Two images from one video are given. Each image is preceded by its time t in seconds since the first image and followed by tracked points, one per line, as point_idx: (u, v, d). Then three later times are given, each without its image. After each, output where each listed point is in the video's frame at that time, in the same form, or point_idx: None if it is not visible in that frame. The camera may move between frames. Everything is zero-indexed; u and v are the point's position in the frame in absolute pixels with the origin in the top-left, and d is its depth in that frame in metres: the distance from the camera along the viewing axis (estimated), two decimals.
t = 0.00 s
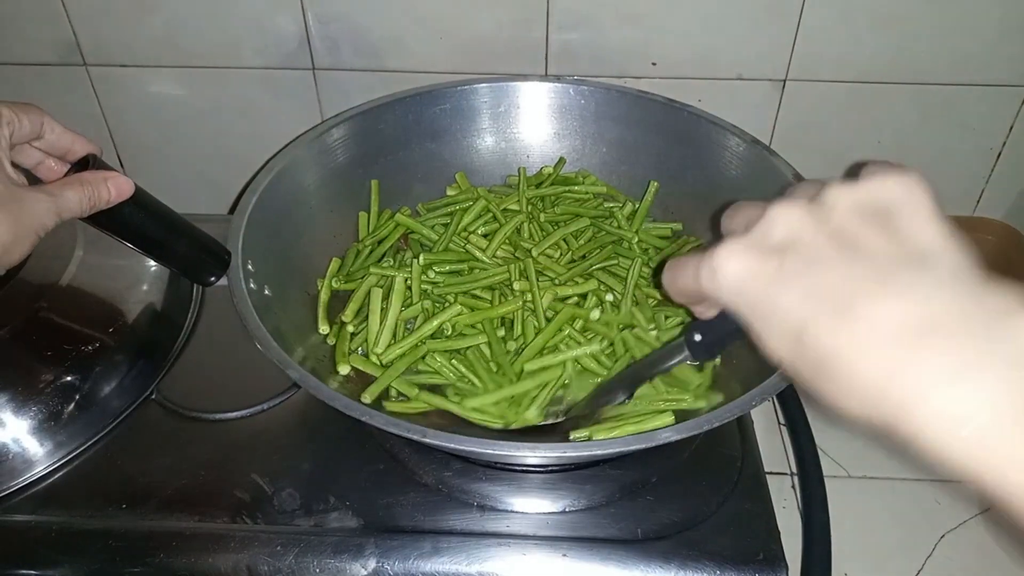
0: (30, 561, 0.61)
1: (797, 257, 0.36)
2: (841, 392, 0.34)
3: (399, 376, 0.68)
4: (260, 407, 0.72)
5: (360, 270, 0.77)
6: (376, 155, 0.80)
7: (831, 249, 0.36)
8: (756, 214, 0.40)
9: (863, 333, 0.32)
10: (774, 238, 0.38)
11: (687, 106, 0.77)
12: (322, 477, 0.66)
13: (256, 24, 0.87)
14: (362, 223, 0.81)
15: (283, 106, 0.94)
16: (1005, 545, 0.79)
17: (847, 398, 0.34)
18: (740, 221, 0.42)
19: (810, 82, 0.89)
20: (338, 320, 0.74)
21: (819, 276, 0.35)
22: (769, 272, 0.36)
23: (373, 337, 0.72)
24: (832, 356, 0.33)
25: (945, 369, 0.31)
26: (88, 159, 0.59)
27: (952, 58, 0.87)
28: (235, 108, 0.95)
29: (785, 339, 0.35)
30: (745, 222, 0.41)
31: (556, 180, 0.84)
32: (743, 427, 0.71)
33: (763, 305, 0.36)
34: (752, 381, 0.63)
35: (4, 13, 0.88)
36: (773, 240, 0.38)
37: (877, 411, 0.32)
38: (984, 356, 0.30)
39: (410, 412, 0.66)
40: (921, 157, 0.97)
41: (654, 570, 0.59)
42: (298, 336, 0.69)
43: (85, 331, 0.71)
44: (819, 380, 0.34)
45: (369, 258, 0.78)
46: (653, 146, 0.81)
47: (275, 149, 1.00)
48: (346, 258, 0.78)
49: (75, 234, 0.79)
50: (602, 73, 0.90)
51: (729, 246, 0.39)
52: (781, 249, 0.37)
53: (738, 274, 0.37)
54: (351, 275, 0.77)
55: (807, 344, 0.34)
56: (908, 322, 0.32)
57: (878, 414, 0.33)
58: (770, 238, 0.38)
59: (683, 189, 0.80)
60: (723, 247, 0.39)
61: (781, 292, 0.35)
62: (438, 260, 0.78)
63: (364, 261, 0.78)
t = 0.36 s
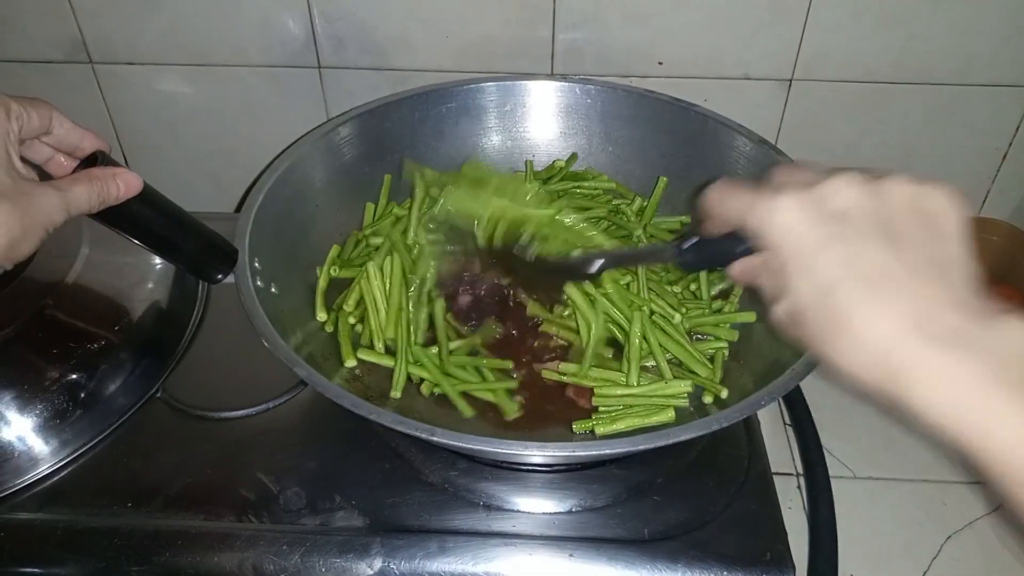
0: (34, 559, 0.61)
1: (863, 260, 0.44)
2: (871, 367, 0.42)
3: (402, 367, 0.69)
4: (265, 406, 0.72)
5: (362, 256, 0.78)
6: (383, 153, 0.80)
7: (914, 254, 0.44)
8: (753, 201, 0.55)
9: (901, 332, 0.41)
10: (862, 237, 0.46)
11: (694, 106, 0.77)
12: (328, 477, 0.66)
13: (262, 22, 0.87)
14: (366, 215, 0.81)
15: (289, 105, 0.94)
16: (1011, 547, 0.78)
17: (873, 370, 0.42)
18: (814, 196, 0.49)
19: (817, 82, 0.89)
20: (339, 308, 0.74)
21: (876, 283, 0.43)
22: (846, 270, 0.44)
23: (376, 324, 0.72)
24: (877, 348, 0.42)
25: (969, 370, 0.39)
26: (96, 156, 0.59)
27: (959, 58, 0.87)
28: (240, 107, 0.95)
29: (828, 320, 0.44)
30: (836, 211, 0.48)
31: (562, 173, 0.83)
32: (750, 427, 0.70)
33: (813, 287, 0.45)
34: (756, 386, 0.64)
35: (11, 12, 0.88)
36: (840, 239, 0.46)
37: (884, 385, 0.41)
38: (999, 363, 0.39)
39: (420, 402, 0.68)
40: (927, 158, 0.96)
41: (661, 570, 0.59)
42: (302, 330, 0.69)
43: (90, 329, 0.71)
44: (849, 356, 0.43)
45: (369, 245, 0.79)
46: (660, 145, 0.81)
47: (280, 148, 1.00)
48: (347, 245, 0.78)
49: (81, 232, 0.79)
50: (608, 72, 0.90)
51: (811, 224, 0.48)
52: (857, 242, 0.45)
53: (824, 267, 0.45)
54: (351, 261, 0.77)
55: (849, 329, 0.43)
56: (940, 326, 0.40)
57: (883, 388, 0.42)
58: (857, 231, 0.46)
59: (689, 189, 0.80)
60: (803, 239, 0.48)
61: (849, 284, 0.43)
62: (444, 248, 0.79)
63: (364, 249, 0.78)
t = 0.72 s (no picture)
0: (32, 558, 0.61)
1: None
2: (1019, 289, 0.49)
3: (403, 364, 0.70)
4: (263, 405, 0.72)
5: (361, 257, 0.78)
6: (381, 151, 0.80)
7: None
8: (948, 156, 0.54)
9: None
10: None
11: (692, 104, 0.77)
12: (326, 475, 0.66)
13: (261, 20, 0.87)
14: (364, 215, 0.80)
15: (287, 103, 0.94)
16: (1010, 544, 0.78)
17: None
18: None
19: (816, 80, 0.89)
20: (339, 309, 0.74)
21: None
22: None
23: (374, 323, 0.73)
24: None
25: None
26: (93, 154, 0.59)
27: (958, 56, 0.87)
28: (240, 104, 0.95)
29: None
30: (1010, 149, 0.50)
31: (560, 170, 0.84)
32: (748, 425, 0.70)
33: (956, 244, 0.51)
34: (755, 383, 0.64)
35: (8, 10, 0.88)
36: None
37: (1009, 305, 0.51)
38: None
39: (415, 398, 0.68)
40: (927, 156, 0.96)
41: (658, 568, 0.59)
42: (301, 330, 0.69)
43: (89, 328, 0.72)
44: None
45: (368, 246, 0.79)
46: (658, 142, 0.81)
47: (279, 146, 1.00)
48: (346, 245, 0.78)
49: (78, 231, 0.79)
50: (607, 69, 0.90)
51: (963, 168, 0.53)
52: None
53: None
54: (351, 262, 0.77)
55: None
56: None
57: None
58: None
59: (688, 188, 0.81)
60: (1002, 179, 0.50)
61: None
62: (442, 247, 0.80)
63: (363, 249, 0.78)
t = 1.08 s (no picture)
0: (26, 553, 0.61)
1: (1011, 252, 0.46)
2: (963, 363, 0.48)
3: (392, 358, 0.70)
4: (257, 400, 0.72)
5: (355, 253, 0.78)
6: (375, 147, 0.80)
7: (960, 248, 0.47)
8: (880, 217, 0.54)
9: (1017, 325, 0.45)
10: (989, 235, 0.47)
11: (686, 100, 0.78)
12: (320, 470, 0.66)
13: (254, 16, 0.87)
14: (359, 210, 0.80)
15: (281, 99, 0.94)
16: (1001, 539, 0.79)
17: (986, 356, 0.47)
18: (932, 202, 0.51)
19: (809, 76, 0.89)
20: (333, 305, 0.74)
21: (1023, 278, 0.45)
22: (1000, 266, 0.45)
23: (366, 320, 0.72)
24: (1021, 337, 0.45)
25: None
26: (85, 149, 0.59)
27: (950, 54, 0.87)
28: (233, 100, 0.94)
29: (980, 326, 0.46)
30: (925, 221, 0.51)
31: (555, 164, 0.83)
32: (741, 419, 0.71)
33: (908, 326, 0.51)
34: (748, 378, 0.64)
35: None
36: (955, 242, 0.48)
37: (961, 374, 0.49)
38: None
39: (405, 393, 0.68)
40: (920, 152, 0.97)
41: (652, 562, 0.59)
42: (295, 325, 0.69)
43: (81, 324, 0.71)
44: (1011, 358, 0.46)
45: (362, 242, 0.79)
46: (652, 140, 0.81)
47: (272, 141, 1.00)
48: (339, 241, 0.78)
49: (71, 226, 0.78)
50: (601, 65, 0.90)
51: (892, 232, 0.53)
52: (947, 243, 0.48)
53: (983, 271, 0.46)
54: (345, 258, 0.77)
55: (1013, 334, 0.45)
56: None
57: (977, 370, 0.48)
58: (1006, 228, 0.47)
59: (683, 183, 0.81)
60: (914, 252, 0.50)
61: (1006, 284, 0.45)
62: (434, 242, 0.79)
63: (357, 245, 0.78)
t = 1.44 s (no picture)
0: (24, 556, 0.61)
1: (942, 259, 0.48)
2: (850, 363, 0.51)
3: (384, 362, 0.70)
4: (255, 403, 0.72)
5: (352, 257, 0.78)
6: (373, 150, 0.80)
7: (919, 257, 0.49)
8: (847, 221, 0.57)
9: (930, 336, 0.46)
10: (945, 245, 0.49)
11: (684, 103, 0.78)
12: (318, 474, 0.66)
13: (254, 20, 0.87)
14: (356, 213, 0.80)
15: (281, 102, 0.94)
16: (1001, 542, 0.79)
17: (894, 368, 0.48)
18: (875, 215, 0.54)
19: (808, 79, 0.90)
20: (330, 308, 0.74)
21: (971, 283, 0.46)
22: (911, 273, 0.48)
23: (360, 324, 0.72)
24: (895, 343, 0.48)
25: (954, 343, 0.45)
26: (84, 153, 0.59)
27: (949, 57, 0.87)
28: (233, 103, 0.95)
29: (915, 320, 0.47)
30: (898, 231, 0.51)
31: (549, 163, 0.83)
32: (739, 423, 0.71)
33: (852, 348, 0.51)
34: (745, 380, 0.64)
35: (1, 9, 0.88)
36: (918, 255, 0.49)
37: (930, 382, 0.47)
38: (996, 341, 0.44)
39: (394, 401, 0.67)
40: (918, 154, 0.97)
41: (650, 567, 0.59)
42: (293, 329, 0.69)
43: (80, 327, 0.72)
44: (967, 365, 0.45)
45: (360, 245, 0.78)
46: (650, 142, 0.81)
47: (272, 145, 1.00)
48: (337, 244, 0.78)
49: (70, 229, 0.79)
50: (600, 69, 0.90)
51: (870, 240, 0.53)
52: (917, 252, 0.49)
53: (894, 270, 0.49)
54: (343, 262, 0.77)
55: (923, 335, 0.46)
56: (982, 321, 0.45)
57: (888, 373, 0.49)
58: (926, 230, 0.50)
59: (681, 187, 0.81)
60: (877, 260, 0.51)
61: (931, 289, 0.47)
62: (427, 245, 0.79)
63: (354, 248, 0.78)
